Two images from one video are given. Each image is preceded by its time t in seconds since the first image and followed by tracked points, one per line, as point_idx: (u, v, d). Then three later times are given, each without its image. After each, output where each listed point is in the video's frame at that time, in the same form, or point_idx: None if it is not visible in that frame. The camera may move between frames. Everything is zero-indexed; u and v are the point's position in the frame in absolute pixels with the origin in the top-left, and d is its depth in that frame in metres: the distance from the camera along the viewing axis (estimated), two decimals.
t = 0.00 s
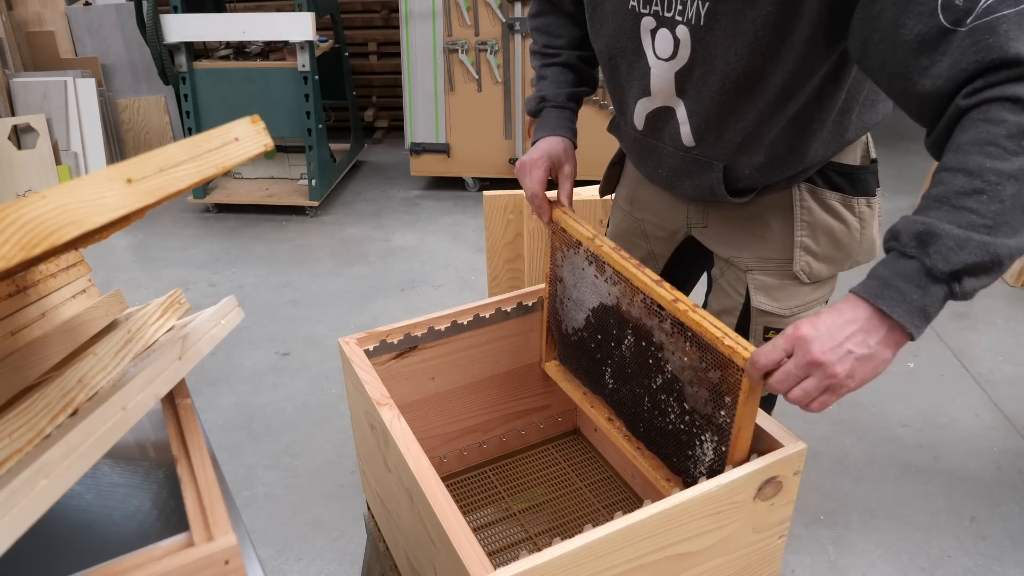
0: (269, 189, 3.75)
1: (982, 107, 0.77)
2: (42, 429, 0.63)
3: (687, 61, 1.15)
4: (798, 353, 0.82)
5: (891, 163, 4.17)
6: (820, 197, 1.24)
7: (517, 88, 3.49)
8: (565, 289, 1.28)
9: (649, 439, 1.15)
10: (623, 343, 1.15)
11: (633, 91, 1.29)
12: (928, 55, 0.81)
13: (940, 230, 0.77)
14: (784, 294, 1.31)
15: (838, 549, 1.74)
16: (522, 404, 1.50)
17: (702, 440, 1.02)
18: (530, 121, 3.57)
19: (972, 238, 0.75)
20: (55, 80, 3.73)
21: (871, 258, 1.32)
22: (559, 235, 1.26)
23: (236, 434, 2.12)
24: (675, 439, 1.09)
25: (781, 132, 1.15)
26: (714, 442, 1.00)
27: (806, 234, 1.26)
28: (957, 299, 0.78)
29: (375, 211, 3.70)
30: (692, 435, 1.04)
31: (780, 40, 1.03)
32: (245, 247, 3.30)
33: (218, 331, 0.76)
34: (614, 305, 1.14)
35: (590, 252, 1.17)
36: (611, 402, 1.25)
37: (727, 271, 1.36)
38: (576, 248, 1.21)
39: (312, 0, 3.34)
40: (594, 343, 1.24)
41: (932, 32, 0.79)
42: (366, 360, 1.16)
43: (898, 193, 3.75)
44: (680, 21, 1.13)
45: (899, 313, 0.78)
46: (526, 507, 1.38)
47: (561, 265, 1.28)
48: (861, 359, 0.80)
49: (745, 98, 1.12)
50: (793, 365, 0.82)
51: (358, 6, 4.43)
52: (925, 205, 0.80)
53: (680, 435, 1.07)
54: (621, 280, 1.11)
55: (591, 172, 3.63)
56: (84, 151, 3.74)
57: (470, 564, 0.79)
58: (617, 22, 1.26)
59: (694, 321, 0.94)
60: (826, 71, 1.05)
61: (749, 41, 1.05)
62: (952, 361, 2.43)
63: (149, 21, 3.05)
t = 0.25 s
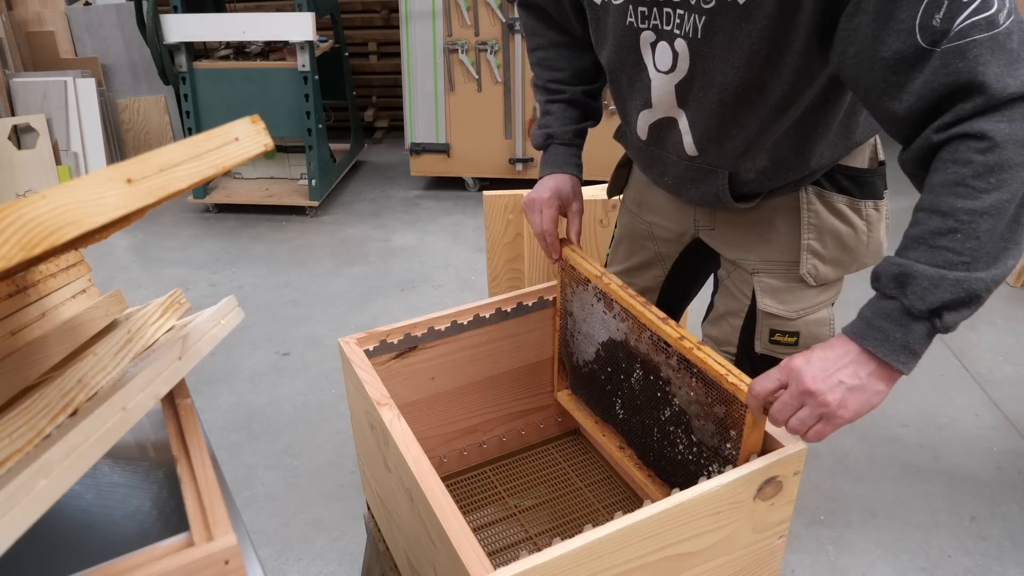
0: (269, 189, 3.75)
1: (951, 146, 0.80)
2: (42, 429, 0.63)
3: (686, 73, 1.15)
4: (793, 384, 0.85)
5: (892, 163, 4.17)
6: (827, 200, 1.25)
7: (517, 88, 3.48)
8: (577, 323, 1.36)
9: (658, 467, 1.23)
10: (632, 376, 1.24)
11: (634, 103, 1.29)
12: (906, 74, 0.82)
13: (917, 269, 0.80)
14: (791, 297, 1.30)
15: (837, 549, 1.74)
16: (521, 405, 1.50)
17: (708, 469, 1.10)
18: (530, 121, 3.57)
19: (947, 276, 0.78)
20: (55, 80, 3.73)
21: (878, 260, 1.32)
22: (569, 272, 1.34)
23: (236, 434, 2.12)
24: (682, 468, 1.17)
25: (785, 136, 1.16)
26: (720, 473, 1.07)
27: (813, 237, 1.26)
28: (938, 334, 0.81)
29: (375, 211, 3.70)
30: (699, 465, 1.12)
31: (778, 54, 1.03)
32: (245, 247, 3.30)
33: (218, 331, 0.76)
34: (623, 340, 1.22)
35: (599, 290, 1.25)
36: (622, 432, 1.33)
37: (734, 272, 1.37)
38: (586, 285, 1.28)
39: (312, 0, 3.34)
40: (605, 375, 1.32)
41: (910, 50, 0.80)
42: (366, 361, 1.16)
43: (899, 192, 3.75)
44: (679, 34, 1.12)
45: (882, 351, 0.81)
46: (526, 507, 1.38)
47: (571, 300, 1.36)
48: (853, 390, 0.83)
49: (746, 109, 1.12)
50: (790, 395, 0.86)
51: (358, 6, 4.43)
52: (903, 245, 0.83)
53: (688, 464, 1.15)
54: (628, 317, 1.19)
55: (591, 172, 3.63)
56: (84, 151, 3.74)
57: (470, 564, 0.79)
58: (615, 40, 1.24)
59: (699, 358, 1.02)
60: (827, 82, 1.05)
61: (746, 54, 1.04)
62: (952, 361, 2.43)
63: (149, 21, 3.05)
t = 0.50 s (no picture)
0: (268, 189, 3.75)
1: (925, 164, 0.82)
2: (42, 429, 0.63)
3: (682, 82, 1.15)
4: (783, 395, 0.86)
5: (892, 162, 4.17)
6: (827, 202, 1.24)
7: (517, 89, 3.48)
8: (582, 344, 1.41)
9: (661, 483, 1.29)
10: (635, 396, 1.29)
11: (632, 110, 1.29)
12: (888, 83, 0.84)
13: (896, 289, 0.82)
14: (792, 298, 1.30)
15: (837, 549, 1.74)
16: (521, 404, 1.50)
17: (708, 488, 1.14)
18: (530, 121, 3.57)
19: (923, 294, 0.80)
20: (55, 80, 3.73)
21: (879, 261, 1.31)
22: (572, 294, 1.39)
23: (236, 434, 2.12)
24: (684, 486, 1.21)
25: (784, 137, 1.15)
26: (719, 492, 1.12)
27: (814, 239, 1.25)
28: (921, 350, 0.83)
29: (375, 211, 3.70)
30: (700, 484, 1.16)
31: (772, 63, 1.03)
32: (245, 247, 3.29)
33: (218, 331, 0.76)
34: (625, 362, 1.27)
35: (602, 313, 1.30)
36: (628, 449, 1.39)
37: (734, 274, 1.37)
38: (589, 307, 1.33)
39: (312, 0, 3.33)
40: (610, 394, 1.38)
41: (893, 60, 0.82)
42: (366, 361, 1.16)
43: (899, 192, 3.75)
44: (673, 43, 1.12)
45: (866, 368, 0.84)
46: (526, 507, 1.39)
47: (576, 320, 1.40)
48: (842, 402, 0.84)
49: (742, 117, 1.12)
50: (779, 407, 0.86)
51: (358, 6, 4.43)
52: (884, 265, 0.85)
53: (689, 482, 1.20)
54: (629, 340, 1.24)
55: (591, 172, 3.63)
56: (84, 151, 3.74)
57: (470, 564, 0.79)
58: (612, 50, 1.25)
59: (697, 380, 1.04)
60: (822, 85, 1.05)
61: (740, 63, 1.04)
62: (952, 361, 2.43)
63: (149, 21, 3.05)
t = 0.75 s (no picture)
0: (268, 189, 3.75)
1: (911, 174, 0.83)
2: (42, 430, 0.63)
3: (673, 87, 1.15)
4: (777, 399, 0.87)
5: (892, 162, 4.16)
6: (824, 204, 1.24)
7: (517, 88, 3.48)
8: (584, 349, 1.43)
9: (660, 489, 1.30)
10: (635, 401, 1.30)
11: (626, 114, 1.29)
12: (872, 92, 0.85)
13: (885, 298, 0.83)
14: (788, 299, 1.30)
15: (837, 549, 1.74)
16: (522, 404, 1.50)
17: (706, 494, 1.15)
18: (530, 121, 3.56)
19: (913, 303, 0.81)
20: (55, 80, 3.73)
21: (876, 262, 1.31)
22: (574, 299, 1.40)
23: (236, 434, 2.12)
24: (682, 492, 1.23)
25: (778, 140, 1.14)
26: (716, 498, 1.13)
27: (810, 240, 1.25)
28: (913, 357, 0.83)
29: (375, 211, 3.70)
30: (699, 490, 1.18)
31: (763, 68, 1.03)
32: (245, 247, 3.29)
33: (218, 331, 0.76)
34: (626, 368, 1.29)
35: (604, 319, 1.31)
36: (628, 455, 1.40)
37: (731, 275, 1.37)
38: (591, 313, 1.35)
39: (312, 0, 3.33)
40: (610, 399, 1.39)
41: (878, 68, 0.83)
42: (366, 360, 1.16)
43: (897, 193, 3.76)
44: (663, 49, 1.12)
45: (858, 376, 0.85)
46: (526, 507, 1.39)
47: (579, 326, 1.41)
48: (834, 406, 0.84)
49: (735, 122, 1.12)
50: (773, 411, 0.86)
51: (358, 6, 4.43)
52: (874, 273, 0.87)
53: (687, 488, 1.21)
54: (630, 346, 1.25)
55: (591, 172, 3.63)
56: (84, 151, 3.74)
57: (470, 564, 0.79)
58: (604, 57, 1.24)
59: (698, 388, 1.04)
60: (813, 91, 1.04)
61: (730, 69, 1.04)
62: (952, 361, 2.43)
63: (149, 21, 3.05)
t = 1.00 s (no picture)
0: (268, 189, 3.75)
1: (898, 178, 0.83)
2: (42, 429, 0.63)
3: (668, 88, 1.15)
4: (772, 404, 0.88)
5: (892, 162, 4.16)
6: (822, 204, 1.24)
7: (517, 88, 3.48)
8: (584, 357, 1.43)
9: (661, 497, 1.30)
10: (637, 409, 1.30)
11: (622, 116, 1.29)
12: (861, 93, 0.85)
13: (877, 303, 0.83)
14: (785, 300, 1.30)
15: (837, 549, 1.74)
16: (522, 405, 1.51)
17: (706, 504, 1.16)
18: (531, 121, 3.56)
19: (905, 307, 0.81)
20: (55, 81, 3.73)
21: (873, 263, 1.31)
22: (575, 308, 1.41)
23: (236, 434, 2.12)
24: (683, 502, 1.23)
25: (775, 139, 1.15)
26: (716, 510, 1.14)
27: (807, 241, 1.25)
28: (907, 361, 0.84)
29: (375, 211, 3.70)
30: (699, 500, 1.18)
31: (756, 69, 1.03)
32: (245, 247, 3.29)
33: (218, 331, 0.76)
34: (628, 376, 1.29)
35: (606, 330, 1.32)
36: (627, 462, 1.40)
37: (729, 275, 1.37)
38: (592, 322, 1.35)
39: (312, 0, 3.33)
40: (610, 406, 1.39)
41: (868, 67, 0.82)
42: (366, 360, 1.16)
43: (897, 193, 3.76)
44: (658, 50, 1.12)
45: (853, 381, 0.85)
46: (526, 507, 1.39)
47: (579, 334, 1.42)
48: (829, 409, 0.85)
49: (730, 123, 1.12)
50: (769, 416, 0.87)
51: (358, 6, 4.43)
52: (866, 278, 0.87)
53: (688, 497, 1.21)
54: (632, 356, 1.26)
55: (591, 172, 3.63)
56: (84, 151, 3.74)
57: (470, 564, 0.79)
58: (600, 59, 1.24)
59: (701, 401, 1.05)
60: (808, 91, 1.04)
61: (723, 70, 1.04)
62: (952, 361, 2.43)
63: (149, 21, 3.05)
